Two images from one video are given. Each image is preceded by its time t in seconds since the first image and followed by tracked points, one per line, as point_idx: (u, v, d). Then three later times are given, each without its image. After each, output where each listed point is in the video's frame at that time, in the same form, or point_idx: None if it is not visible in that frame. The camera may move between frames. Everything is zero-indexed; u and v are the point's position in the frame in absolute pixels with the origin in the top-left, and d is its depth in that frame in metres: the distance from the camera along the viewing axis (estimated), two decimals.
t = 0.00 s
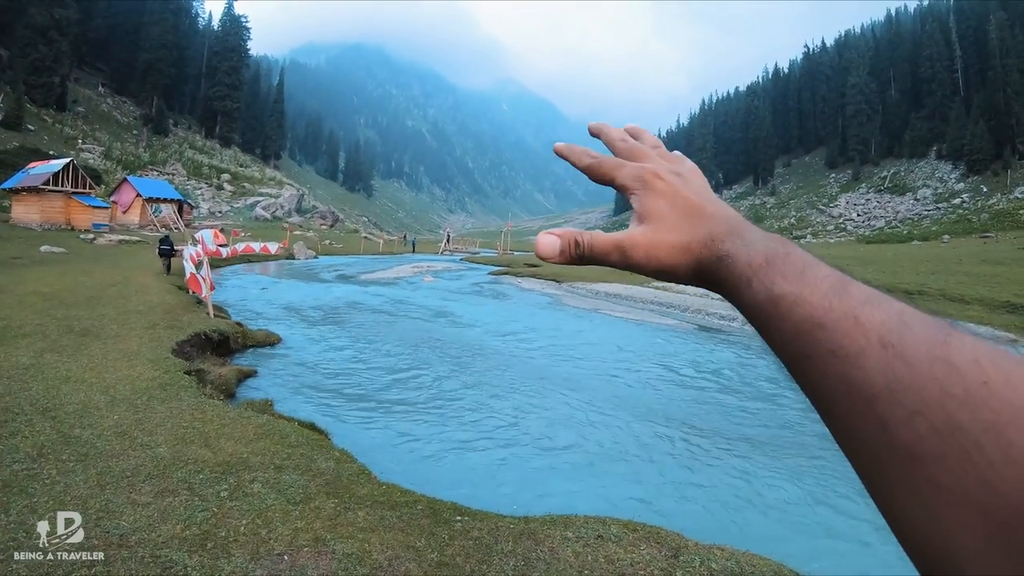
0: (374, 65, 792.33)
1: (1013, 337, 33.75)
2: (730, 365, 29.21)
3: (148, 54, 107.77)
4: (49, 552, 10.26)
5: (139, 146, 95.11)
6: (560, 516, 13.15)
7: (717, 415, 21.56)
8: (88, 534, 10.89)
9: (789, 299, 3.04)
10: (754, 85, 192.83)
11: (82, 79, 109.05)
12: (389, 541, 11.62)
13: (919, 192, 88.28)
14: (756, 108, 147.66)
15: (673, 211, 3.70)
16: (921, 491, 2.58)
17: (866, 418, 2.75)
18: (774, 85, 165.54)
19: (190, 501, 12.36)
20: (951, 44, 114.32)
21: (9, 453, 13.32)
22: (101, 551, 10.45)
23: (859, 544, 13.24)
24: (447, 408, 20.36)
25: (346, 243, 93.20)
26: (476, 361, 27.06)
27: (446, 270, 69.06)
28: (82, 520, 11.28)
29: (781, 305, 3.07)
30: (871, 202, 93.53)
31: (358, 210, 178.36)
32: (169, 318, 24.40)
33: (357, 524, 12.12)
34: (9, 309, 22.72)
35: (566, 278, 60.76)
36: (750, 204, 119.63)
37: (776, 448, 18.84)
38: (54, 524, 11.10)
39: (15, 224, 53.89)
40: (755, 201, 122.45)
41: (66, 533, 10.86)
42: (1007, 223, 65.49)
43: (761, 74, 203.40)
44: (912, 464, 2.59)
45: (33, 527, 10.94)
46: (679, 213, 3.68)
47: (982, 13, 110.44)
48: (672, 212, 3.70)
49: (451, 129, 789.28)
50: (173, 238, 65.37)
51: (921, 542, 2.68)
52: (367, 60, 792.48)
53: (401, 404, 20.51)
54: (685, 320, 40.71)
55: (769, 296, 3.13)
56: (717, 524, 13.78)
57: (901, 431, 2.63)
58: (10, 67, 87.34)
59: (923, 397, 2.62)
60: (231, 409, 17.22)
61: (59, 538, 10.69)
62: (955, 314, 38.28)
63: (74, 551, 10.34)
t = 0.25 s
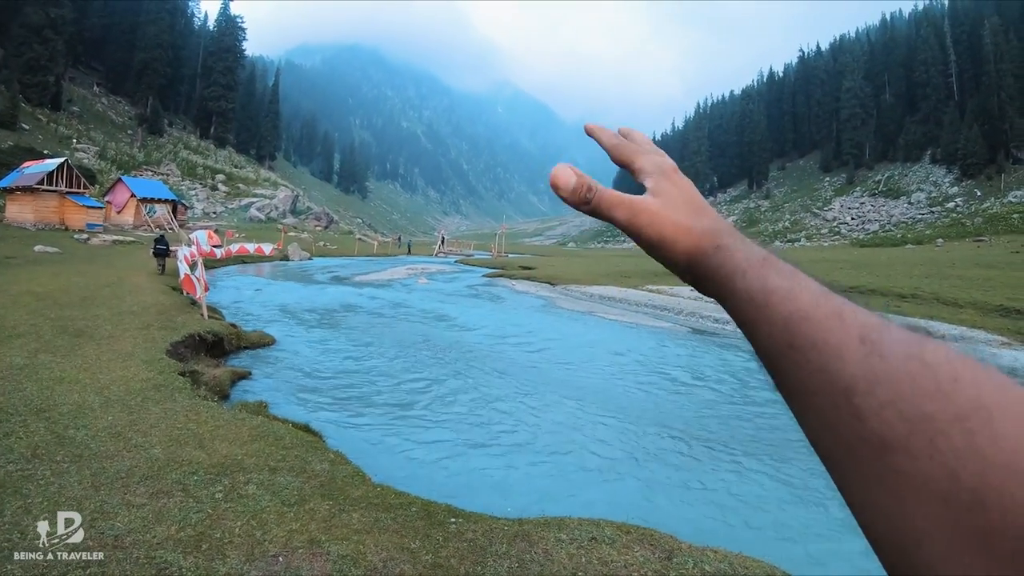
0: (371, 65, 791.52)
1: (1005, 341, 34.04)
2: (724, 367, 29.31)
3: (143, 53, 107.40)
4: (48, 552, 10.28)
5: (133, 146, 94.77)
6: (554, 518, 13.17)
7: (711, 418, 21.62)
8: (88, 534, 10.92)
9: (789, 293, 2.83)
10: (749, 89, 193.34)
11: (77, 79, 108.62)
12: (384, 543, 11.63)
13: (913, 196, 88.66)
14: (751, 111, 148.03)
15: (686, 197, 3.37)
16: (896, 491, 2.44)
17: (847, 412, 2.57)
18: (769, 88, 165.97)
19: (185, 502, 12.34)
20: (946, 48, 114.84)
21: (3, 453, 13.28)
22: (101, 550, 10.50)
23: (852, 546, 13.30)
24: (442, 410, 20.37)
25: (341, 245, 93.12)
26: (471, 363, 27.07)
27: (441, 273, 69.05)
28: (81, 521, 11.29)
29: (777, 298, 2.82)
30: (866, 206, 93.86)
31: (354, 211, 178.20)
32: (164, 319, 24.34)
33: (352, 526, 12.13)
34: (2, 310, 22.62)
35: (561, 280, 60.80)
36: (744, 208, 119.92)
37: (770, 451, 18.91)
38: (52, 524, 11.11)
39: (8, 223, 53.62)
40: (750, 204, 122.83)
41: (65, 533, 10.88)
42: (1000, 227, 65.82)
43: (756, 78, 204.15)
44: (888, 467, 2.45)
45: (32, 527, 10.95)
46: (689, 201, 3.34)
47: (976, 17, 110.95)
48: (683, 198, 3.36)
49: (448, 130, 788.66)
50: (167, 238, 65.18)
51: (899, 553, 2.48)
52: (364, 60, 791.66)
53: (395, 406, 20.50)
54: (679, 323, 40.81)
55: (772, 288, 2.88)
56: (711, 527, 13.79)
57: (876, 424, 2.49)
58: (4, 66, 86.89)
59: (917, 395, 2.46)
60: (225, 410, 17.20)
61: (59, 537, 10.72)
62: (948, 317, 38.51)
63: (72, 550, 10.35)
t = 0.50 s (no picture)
0: (368, 68, 792.01)
1: (1000, 347, 34.23)
2: (720, 373, 29.35)
3: (140, 57, 107.38)
4: (48, 552, 10.34)
5: (129, 149, 94.64)
6: (549, 523, 13.19)
7: (707, 423, 21.65)
8: (88, 535, 10.97)
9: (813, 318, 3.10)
10: (744, 95, 193.78)
11: (73, 82, 108.46)
12: (379, 547, 11.63)
13: (908, 202, 88.93)
14: (746, 118, 148.53)
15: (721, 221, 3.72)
16: (888, 493, 2.60)
17: (845, 417, 2.78)
18: (764, 94, 166.48)
19: (181, 507, 12.34)
20: (940, 55, 115.40)
21: None
22: (101, 552, 10.54)
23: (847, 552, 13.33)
24: (438, 416, 20.36)
25: (336, 250, 93.03)
26: (467, 369, 27.06)
27: (436, 278, 69.01)
28: (81, 523, 11.35)
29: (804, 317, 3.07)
30: (861, 212, 94.11)
31: (350, 216, 178.12)
32: (159, 323, 24.31)
33: (347, 531, 12.12)
34: None
35: (556, 287, 60.82)
36: (740, 214, 120.13)
37: (765, 456, 18.95)
38: (53, 524, 11.18)
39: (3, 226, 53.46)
40: (745, 210, 123.03)
41: (65, 533, 10.95)
42: (995, 233, 66.04)
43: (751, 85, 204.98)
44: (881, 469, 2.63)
45: (31, 528, 10.99)
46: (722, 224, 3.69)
47: (971, 24, 111.38)
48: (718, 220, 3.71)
49: (445, 132, 788.65)
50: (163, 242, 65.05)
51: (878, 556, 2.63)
52: (361, 63, 792.29)
53: (391, 411, 20.50)
54: (675, 329, 40.91)
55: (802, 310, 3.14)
56: (707, 532, 13.80)
57: (873, 429, 2.70)
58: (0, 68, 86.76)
59: (915, 403, 2.71)
60: (220, 416, 17.18)
61: (59, 538, 10.77)
62: (944, 323, 38.76)
63: (70, 552, 10.37)
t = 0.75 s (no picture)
0: (366, 71, 792.94)
1: (996, 350, 34.35)
2: (717, 377, 29.38)
3: (137, 60, 107.44)
4: (49, 553, 10.40)
5: (126, 153, 94.59)
6: (546, 528, 13.15)
7: (705, 427, 21.65)
8: (87, 536, 11.03)
9: (833, 357, 3.24)
10: (740, 99, 194.17)
11: (71, 85, 108.45)
12: (375, 552, 11.61)
13: (904, 206, 89.23)
14: (742, 122, 149.02)
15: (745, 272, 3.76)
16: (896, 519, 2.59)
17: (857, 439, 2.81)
18: (760, 99, 166.86)
19: (177, 511, 12.30)
20: (936, 59, 115.77)
21: None
22: (101, 553, 10.61)
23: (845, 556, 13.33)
24: (435, 420, 20.34)
25: (333, 254, 93.03)
26: (464, 373, 27.04)
27: (433, 283, 68.99)
28: (82, 523, 11.43)
29: (829, 358, 3.19)
30: (856, 216, 94.37)
31: (347, 221, 178.11)
32: (156, 327, 24.28)
33: (343, 535, 12.11)
34: None
35: (553, 291, 60.83)
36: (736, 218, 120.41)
37: (762, 460, 18.96)
38: (53, 524, 11.28)
39: None
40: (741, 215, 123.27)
41: (65, 534, 11.03)
42: (991, 236, 66.22)
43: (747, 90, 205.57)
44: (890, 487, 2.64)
45: (32, 528, 11.08)
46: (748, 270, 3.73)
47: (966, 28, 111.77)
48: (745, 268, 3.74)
49: (442, 135, 788.82)
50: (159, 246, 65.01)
51: None
52: (359, 66, 793.20)
53: (388, 415, 20.49)
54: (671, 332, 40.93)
55: (825, 353, 3.25)
56: (704, 536, 13.79)
57: (887, 453, 2.73)
58: None
59: (927, 435, 2.79)
60: (217, 420, 17.14)
61: (59, 539, 10.84)
62: (940, 327, 38.92)
63: (70, 553, 10.43)
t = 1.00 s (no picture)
0: (364, 73, 792.98)
1: (993, 351, 34.38)
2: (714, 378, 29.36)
3: (134, 61, 107.24)
4: (48, 553, 10.45)
5: (123, 154, 94.40)
6: (543, 529, 13.12)
7: (702, 428, 21.65)
8: (87, 536, 11.08)
9: (831, 399, 3.53)
10: (737, 101, 194.27)
11: (67, 86, 108.19)
12: (372, 553, 11.58)
13: (901, 207, 89.18)
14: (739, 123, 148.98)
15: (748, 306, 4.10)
16: (888, 547, 2.82)
17: (852, 473, 3.08)
18: (757, 101, 167.00)
19: (173, 513, 12.27)
20: (933, 60, 115.76)
21: None
22: (100, 552, 10.65)
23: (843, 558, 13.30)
24: (432, 421, 20.31)
25: (330, 255, 92.87)
26: (462, 374, 27.00)
27: (430, 284, 68.89)
28: (80, 524, 11.45)
29: (827, 399, 3.50)
30: (854, 217, 94.28)
31: (344, 222, 177.86)
32: (152, 328, 24.21)
33: (340, 537, 12.07)
34: None
35: (550, 292, 60.75)
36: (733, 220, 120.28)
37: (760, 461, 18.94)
38: (51, 525, 11.30)
39: None
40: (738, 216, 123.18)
41: (65, 534, 11.07)
42: (988, 238, 66.19)
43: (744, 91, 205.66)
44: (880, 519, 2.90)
45: (31, 528, 11.14)
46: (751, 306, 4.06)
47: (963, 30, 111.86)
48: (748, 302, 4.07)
49: (440, 136, 788.75)
50: (156, 247, 64.88)
51: None
52: (357, 67, 793.14)
53: (386, 417, 20.45)
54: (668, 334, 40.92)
55: (824, 393, 3.55)
56: (702, 538, 13.77)
57: (878, 485, 3.01)
58: None
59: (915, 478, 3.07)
60: (213, 421, 17.10)
61: (59, 538, 10.89)
62: (938, 328, 38.92)
63: (68, 553, 10.45)
